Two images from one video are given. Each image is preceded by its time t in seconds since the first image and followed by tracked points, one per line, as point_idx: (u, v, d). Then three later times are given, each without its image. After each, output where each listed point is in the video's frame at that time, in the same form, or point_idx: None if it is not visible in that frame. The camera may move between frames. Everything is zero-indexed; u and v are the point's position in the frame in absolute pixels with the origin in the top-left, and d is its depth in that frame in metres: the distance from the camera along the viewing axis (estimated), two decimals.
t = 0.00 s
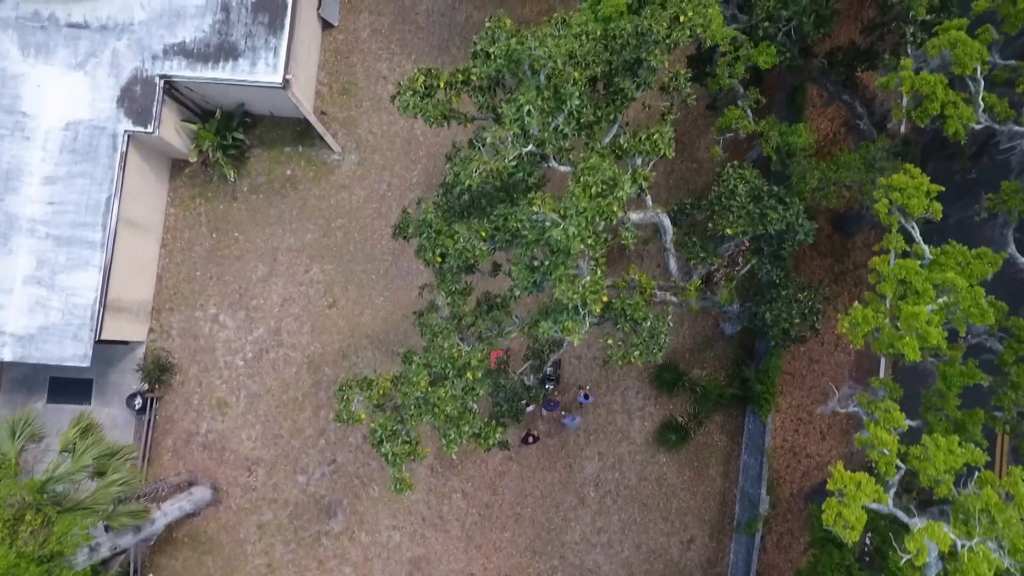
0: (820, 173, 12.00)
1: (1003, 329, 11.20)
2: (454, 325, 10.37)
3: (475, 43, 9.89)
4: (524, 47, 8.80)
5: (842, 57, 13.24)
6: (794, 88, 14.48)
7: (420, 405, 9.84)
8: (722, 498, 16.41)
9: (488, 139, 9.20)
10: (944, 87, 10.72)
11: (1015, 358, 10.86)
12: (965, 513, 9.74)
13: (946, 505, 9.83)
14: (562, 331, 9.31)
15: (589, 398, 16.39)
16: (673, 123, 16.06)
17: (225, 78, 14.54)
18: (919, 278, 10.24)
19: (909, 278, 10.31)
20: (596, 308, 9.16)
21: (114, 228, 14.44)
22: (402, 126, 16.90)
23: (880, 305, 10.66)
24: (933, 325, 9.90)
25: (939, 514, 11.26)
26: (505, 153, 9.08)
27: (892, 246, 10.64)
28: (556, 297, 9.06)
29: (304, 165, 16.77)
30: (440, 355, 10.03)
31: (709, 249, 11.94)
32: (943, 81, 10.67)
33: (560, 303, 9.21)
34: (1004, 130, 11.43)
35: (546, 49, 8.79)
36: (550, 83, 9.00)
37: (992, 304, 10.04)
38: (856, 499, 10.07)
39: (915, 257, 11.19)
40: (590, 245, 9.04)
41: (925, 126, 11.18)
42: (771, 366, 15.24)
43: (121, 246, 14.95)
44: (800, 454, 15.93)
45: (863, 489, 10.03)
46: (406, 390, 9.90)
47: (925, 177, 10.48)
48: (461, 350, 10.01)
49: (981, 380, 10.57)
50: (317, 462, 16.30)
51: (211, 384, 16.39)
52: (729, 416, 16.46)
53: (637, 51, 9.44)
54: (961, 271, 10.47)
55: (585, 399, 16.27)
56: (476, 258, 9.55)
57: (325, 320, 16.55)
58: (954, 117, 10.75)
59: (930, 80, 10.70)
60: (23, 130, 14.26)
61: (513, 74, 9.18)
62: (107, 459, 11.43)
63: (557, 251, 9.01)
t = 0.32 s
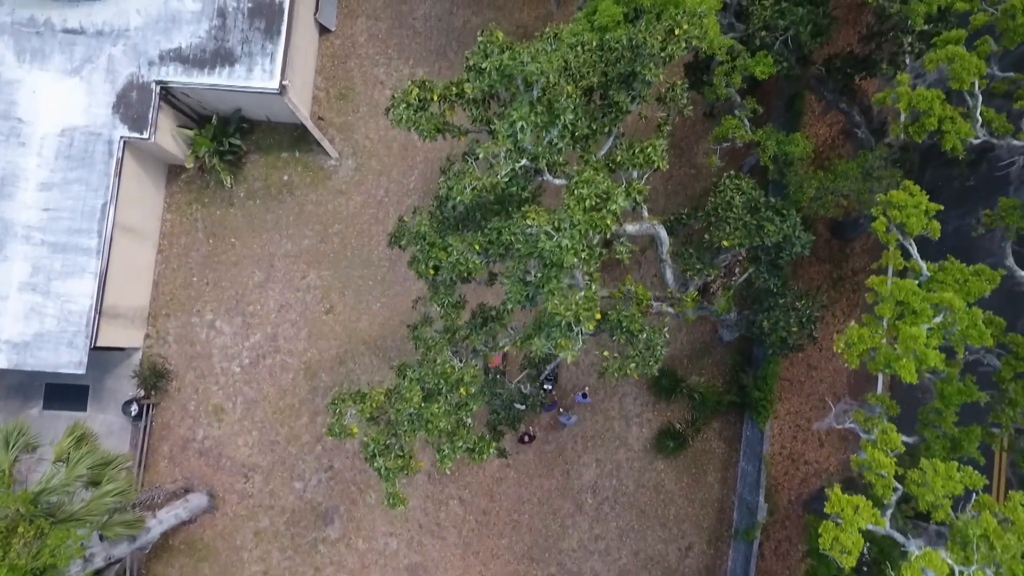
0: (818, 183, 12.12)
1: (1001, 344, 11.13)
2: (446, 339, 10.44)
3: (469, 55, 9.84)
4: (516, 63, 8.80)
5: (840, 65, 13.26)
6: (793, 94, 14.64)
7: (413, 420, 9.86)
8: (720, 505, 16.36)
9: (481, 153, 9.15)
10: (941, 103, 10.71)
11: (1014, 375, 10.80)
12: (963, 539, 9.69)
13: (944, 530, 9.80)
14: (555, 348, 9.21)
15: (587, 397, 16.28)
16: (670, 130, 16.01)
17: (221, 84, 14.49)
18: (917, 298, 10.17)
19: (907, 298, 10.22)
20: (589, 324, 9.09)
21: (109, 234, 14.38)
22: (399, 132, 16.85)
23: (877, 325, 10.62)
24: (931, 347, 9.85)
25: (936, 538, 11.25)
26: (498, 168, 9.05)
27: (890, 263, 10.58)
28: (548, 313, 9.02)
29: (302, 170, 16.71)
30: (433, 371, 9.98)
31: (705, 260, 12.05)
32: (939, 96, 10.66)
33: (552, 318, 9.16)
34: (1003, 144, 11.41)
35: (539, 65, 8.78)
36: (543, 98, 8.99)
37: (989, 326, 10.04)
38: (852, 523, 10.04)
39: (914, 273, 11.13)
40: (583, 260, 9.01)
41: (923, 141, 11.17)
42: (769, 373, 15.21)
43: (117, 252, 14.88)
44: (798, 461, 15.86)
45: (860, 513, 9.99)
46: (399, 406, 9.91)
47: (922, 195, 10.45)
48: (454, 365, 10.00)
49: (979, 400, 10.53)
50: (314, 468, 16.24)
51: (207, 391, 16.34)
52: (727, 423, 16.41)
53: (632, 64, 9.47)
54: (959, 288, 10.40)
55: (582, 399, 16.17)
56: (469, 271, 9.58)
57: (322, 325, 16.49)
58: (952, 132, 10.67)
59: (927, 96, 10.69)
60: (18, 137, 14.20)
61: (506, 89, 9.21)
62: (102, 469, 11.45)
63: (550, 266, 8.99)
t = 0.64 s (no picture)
0: (817, 189, 12.12)
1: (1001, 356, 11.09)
2: (444, 349, 10.38)
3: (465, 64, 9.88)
4: (514, 72, 8.84)
5: (839, 70, 13.18)
6: (792, 99, 14.52)
7: (409, 430, 9.80)
8: (719, 510, 16.27)
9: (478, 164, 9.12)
10: (941, 115, 10.62)
11: (1015, 387, 10.75)
12: (966, 558, 9.63)
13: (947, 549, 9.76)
14: (553, 359, 9.15)
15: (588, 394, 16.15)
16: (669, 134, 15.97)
17: (218, 89, 14.44)
18: (915, 316, 10.09)
19: (904, 315, 10.14)
20: (588, 336, 9.09)
21: (106, 238, 14.30)
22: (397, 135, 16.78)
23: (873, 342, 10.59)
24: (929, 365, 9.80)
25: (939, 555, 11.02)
26: (495, 178, 9.00)
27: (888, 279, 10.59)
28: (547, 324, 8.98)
29: (300, 174, 16.66)
30: (431, 381, 9.96)
31: (704, 268, 12.02)
32: (940, 108, 10.56)
33: (550, 330, 9.11)
34: (1004, 155, 11.28)
35: (537, 74, 8.80)
36: (540, 106, 8.98)
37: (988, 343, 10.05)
38: (854, 543, 10.02)
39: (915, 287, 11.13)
40: (582, 271, 8.98)
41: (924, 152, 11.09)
42: (768, 379, 15.18)
43: (113, 256, 14.80)
44: (798, 466, 15.82)
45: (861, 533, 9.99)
46: (395, 416, 9.87)
47: (920, 211, 10.41)
48: (452, 376, 9.98)
49: (979, 414, 10.50)
50: (312, 473, 16.18)
51: (205, 396, 16.29)
52: (726, 428, 16.33)
53: (630, 71, 9.52)
54: (960, 302, 10.40)
55: (582, 397, 16.02)
56: (467, 283, 9.53)
57: (319, 329, 16.42)
58: (952, 144, 10.66)
59: (928, 107, 10.59)
60: (15, 140, 14.14)
61: (503, 98, 9.22)
62: (97, 476, 11.43)
63: (548, 277, 8.95)
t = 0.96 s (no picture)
0: (818, 195, 12.06)
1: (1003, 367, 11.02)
2: (442, 358, 10.28)
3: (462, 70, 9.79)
4: (512, 80, 8.75)
5: (840, 74, 13.12)
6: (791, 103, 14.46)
7: (407, 442, 9.73)
8: (719, 516, 16.20)
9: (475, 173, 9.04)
10: (945, 123, 10.60)
11: (1018, 401, 10.66)
12: None
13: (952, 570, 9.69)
14: (552, 371, 9.12)
15: (588, 391, 15.97)
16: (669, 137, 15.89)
17: (215, 92, 14.35)
18: (911, 336, 9.94)
19: (900, 336, 10.01)
20: (587, 347, 9.03)
21: (102, 243, 14.20)
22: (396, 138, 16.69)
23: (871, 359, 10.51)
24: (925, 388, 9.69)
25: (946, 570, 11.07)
26: (493, 188, 8.92)
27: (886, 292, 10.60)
28: (546, 336, 8.91)
29: (297, 177, 16.57)
30: (429, 391, 9.86)
31: (704, 275, 11.94)
32: (944, 116, 10.56)
33: (549, 342, 9.05)
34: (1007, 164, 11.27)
35: (535, 82, 8.71)
36: (539, 114, 8.89)
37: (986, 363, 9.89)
38: (858, 564, 9.97)
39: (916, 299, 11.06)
40: (581, 283, 8.91)
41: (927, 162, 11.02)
42: (768, 384, 15.09)
43: (110, 260, 14.71)
44: (798, 472, 15.74)
45: (865, 554, 9.94)
46: (393, 427, 9.81)
47: (920, 226, 10.35)
48: (451, 386, 9.90)
49: (981, 428, 10.42)
50: (310, 478, 16.09)
51: (202, 400, 16.20)
52: (726, 433, 16.25)
53: (629, 78, 9.44)
54: (962, 315, 10.34)
55: (585, 394, 15.84)
56: (465, 292, 9.46)
57: (317, 334, 16.33)
58: (956, 153, 10.58)
59: (932, 115, 10.58)
60: (10, 144, 14.04)
61: (501, 106, 9.14)
62: (92, 483, 11.38)
63: (546, 288, 8.88)
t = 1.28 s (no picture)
0: (816, 200, 12.03)
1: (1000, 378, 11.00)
2: (439, 365, 10.28)
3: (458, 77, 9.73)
4: (509, 88, 8.70)
5: (839, 78, 13.08)
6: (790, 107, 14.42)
7: (402, 452, 9.68)
8: (717, 520, 16.17)
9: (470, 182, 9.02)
10: (943, 132, 10.53)
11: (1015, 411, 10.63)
12: None
13: None
14: (548, 381, 9.13)
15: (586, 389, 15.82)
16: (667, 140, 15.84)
17: (213, 95, 14.30)
18: (901, 350, 9.92)
19: (891, 350, 9.98)
20: (584, 358, 8.98)
21: (98, 247, 14.15)
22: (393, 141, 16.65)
23: (864, 371, 10.47)
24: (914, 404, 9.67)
25: None
26: (487, 197, 8.90)
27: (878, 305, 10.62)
28: (541, 345, 8.88)
29: (295, 180, 16.52)
30: (425, 399, 9.86)
31: (702, 282, 11.93)
32: (942, 125, 10.48)
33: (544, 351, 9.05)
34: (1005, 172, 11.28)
35: (531, 90, 8.66)
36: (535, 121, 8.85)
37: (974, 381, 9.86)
38: None
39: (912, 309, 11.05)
40: (577, 292, 8.89)
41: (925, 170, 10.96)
42: (767, 388, 15.04)
43: (106, 264, 14.66)
44: (797, 476, 15.68)
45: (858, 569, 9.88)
46: (388, 436, 9.77)
47: (913, 241, 10.32)
48: (447, 395, 9.89)
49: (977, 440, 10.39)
50: (307, 483, 16.04)
51: (198, 404, 16.15)
52: (725, 437, 16.21)
53: (626, 85, 9.41)
54: (957, 326, 10.31)
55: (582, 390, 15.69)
56: (461, 301, 9.44)
57: (314, 337, 16.28)
58: (955, 162, 10.59)
59: (929, 123, 10.51)
60: (7, 147, 13.99)
61: (497, 113, 9.10)
62: (88, 488, 11.32)
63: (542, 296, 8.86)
